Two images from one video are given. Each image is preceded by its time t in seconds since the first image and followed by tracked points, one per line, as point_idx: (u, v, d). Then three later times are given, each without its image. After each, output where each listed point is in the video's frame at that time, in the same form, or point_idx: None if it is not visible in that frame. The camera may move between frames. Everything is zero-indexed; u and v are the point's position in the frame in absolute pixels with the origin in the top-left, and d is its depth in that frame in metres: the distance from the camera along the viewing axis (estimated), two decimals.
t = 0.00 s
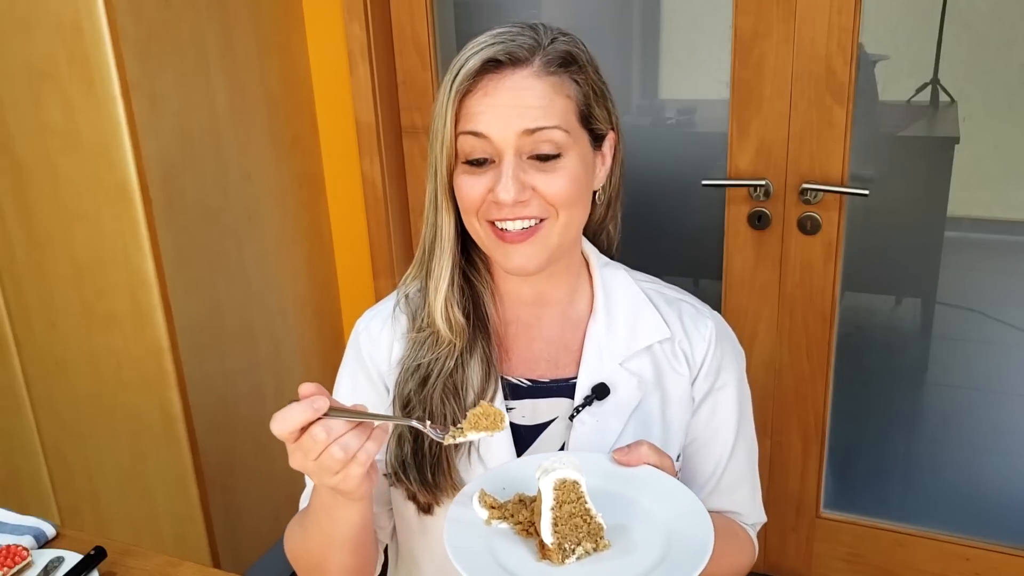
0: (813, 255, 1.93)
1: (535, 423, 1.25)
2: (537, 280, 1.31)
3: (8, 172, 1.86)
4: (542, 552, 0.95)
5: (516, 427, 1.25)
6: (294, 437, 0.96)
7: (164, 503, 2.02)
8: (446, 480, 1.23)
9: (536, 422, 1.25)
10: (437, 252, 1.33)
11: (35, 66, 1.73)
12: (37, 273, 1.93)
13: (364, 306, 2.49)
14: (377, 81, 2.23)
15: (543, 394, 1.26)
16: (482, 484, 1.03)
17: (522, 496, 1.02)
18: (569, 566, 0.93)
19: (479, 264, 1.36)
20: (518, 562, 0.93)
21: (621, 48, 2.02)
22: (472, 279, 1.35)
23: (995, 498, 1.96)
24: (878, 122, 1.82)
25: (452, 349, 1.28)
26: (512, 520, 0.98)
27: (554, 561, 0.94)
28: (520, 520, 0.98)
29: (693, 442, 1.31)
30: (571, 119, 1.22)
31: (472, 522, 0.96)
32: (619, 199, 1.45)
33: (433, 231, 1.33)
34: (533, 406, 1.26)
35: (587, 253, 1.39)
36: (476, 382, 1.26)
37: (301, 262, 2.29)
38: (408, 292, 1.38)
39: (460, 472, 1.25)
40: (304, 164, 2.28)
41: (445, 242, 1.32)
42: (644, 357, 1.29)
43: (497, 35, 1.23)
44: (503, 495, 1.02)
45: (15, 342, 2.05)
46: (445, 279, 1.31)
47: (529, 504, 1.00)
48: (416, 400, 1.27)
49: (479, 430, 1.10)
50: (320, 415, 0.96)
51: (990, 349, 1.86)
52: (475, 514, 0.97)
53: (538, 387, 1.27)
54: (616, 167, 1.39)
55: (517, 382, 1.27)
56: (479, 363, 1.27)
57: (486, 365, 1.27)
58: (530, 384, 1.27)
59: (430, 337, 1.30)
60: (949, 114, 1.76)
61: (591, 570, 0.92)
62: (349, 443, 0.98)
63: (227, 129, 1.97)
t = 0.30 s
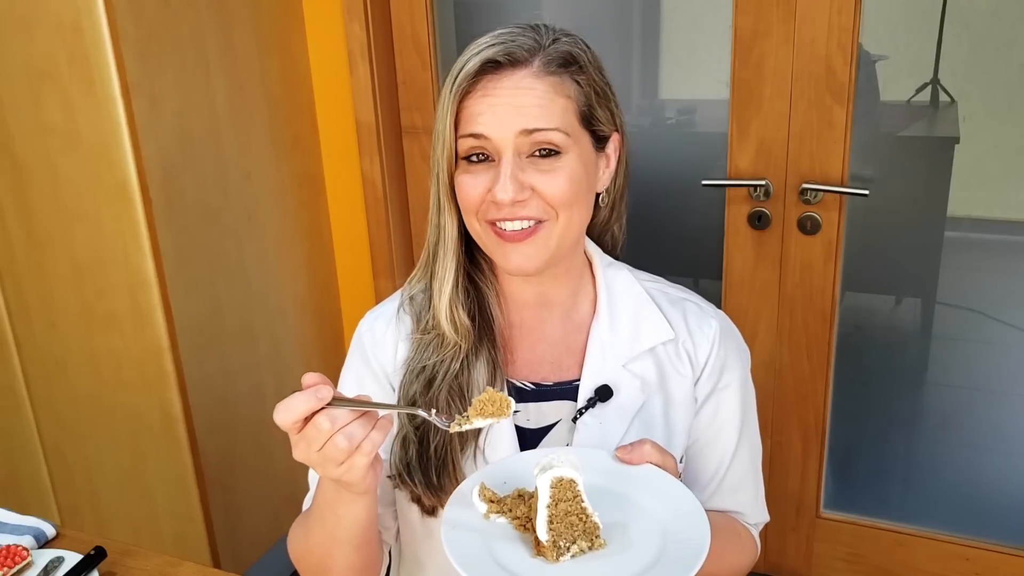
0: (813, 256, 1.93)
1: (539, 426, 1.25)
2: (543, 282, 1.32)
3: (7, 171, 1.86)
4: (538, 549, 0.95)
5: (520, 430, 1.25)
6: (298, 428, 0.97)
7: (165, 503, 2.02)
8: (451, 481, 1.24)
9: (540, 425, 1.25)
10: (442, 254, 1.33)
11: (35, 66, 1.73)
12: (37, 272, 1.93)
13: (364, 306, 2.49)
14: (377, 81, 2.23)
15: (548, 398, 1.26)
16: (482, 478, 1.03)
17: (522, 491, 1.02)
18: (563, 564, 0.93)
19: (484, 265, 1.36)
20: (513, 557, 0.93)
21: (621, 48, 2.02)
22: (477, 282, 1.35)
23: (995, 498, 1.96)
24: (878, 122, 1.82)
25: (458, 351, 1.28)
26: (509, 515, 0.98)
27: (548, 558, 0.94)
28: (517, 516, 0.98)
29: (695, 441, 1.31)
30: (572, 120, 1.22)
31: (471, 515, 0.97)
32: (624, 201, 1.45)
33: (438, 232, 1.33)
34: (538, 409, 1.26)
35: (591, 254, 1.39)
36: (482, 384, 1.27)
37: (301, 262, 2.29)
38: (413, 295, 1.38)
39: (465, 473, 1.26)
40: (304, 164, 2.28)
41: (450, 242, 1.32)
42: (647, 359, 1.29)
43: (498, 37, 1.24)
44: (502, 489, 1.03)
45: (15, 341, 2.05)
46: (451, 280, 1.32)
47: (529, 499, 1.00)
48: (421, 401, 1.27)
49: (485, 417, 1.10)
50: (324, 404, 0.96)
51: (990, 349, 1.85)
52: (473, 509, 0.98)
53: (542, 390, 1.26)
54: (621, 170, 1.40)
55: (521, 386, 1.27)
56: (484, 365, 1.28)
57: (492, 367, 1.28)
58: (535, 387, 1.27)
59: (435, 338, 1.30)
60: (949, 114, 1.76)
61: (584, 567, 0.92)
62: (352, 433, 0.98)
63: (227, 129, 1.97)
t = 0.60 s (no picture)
0: (813, 256, 1.93)
1: (545, 431, 1.27)
2: (549, 291, 1.31)
3: (7, 171, 1.86)
4: (532, 542, 0.95)
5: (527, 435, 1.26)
6: (297, 418, 0.96)
7: (165, 503, 2.02)
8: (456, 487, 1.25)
9: (545, 431, 1.26)
10: (450, 261, 1.33)
11: (35, 66, 1.73)
12: (37, 273, 1.93)
13: (364, 306, 2.49)
14: (377, 81, 2.23)
15: (554, 404, 1.27)
16: (481, 470, 1.04)
17: (519, 485, 1.02)
18: (557, 558, 0.93)
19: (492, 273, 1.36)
20: (506, 549, 0.93)
21: (621, 47, 2.02)
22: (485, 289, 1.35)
23: (995, 498, 1.96)
24: (878, 122, 1.82)
25: (466, 359, 1.29)
26: (507, 508, 0.98)
27: (542, 551, 0.94)
28: (514, 509, 0.98)
29: (698, 447, 1.30)
30: (580, 131, 1.21)
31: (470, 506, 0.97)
32: (633, 205, 1.45)
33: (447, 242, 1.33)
34: (544, 415, 1.27)
35: (599, 259, 1.39)
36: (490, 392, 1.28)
37: (302, 262, 2.29)
38: (418, 296, 1.38)
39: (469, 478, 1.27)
40: (304, 164, 2.28)
41: (457, 250, 1.32)
42: (653, 366, 1.29)
43: (505, 44, 1.22)
44: (501, 482, 1.03)
45: (15, 342, 2.05)
46: (460, 288, 1.31)
47: (526, 492, 1.00)
48: (428, 409, 1.26)
49: (488, 391, 1.12)
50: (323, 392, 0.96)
51: (990, 349, 1.85)
52: (470, 499, 0.98)
53: (548, 397, 1.27)
54: (631, 177, 1.39)
55: (527, 391, 1.28)
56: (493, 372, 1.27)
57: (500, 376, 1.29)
58: (541, 393, 1.28)
59: (442, 346, 1.31)
60: (949, 114, 1.76)
61: (578, 562, 0.92)
62: (354, 420, 0.98)
63: (227, 129, 1.97)
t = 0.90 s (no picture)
0: (813, 256, 1.93)
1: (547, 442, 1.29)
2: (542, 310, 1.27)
3: (8, 172, 1.86)
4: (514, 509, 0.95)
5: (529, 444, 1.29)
6: (342, 379, 0.92)
7: (164, 503, 2.02)
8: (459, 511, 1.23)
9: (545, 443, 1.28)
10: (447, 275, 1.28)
11: (35, 66, 1.73)
12: (37, 272, 1.93)
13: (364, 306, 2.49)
14: (377, 81, 2.23)
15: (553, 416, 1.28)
16: (482, 437, 1.05)
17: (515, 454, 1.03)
18: (537, 526, 0.93)
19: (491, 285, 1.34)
20: (490, 512, 0.93)
21: (621, 47, 2.02)
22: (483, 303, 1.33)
23: (995, 497, 1.96)
24: (878, 122, 1.82)
25: (468, 380, 1.28)
26: (500, 474, 1.00)
27: (523, 518, 0.94)
28: (507, 475, 0.99)
29: (700, 453, 1.29)
30: (572, 145, 1.17)
31: (464, 469, 0.99)
32: (636, 215, 1.41)
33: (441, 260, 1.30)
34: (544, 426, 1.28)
35: (600, 264, 1.37)
36: (492, 410, 1.29)
37: (302, 262, 2.29)
38: (411, 309, 1.35)
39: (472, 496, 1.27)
40: (304, 164, 2.28)
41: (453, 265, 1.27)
42: (653, 380, 1.29)
43: (499, 53, 1.19)
44: (500, 451, 1.05)
45: (15, 341, 2.05)
46: (458, 305, 1.28)
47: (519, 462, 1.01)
48: (430, 432, 1.27)
49: (499, 316, 1.17)
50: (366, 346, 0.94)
51: (990, 349, 1.85)
52: (468, 463, 1.00)
53: (547, 408, 1.29)
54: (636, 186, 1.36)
55: (527, 403, 1.30)
56: (496, 393, 1.29)
57: (503, 394, 1.29)
58: (541, 404, 1.29)
59: (444, 366, 1.30)
60: (949, 114, 1.76)
61: (558, 532, 0.92)
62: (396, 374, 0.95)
63: (227, 129, 1.97)
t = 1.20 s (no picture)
0: (814, 256, 1.93)
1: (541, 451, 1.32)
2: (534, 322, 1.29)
3: (8, 172, 1.86)
4: (500, 491, 0.95)
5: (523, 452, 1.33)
6: (385, 334, 0.92)
7: (164, 502, 2.02)
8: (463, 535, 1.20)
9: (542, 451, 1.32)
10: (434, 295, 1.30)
11: (35, 66, 1.73)
12: (37, 272, 1.93)
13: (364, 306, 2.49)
14: (377, 81, 2.23)
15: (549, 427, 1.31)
16: (479, 420, 1.06)
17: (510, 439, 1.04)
18: (519, 510, 0.93)
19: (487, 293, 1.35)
20: (476, 492, 0.94)
21: (621, 47, 2.02)
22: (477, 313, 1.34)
23: (995, 497, 1.96)
24: (878, 122, 1.82)
25: (464, 397, 1.29)
26: (492, 456, 1.01)
27: (507, 501, 0.94)
28: (498, 458, 1.00)
29: (700, 459, 1.28)
30: (548, 161, 1.16)
31: (456, 450, 1.00)
32: (632, 225, 1.39)
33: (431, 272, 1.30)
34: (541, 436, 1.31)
35: (599, 270, 1.37)
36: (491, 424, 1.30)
37: (302, 262, 2.29)
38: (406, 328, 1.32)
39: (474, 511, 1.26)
40: (304, 164, 2.28)
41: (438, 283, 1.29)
42: (651, 389, 1.29)
43: (479, 66, 1.19)
44: (496, 434, 1.05)
45: (15, 341, 2.05)
46: (446, 318, 1.29)
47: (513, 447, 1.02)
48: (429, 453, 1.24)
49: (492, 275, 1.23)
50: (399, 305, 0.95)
51: (990, 349, 1.85)
52: (462, 445, 1.01)
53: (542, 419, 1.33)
54: (631, 197, 1.36)
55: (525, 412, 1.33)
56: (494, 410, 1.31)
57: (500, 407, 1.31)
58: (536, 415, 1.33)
59: (438, 384, 1.29)
60: (949, 114, 1.76)
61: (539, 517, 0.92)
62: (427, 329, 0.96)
63: (227, 129, 1.97)
